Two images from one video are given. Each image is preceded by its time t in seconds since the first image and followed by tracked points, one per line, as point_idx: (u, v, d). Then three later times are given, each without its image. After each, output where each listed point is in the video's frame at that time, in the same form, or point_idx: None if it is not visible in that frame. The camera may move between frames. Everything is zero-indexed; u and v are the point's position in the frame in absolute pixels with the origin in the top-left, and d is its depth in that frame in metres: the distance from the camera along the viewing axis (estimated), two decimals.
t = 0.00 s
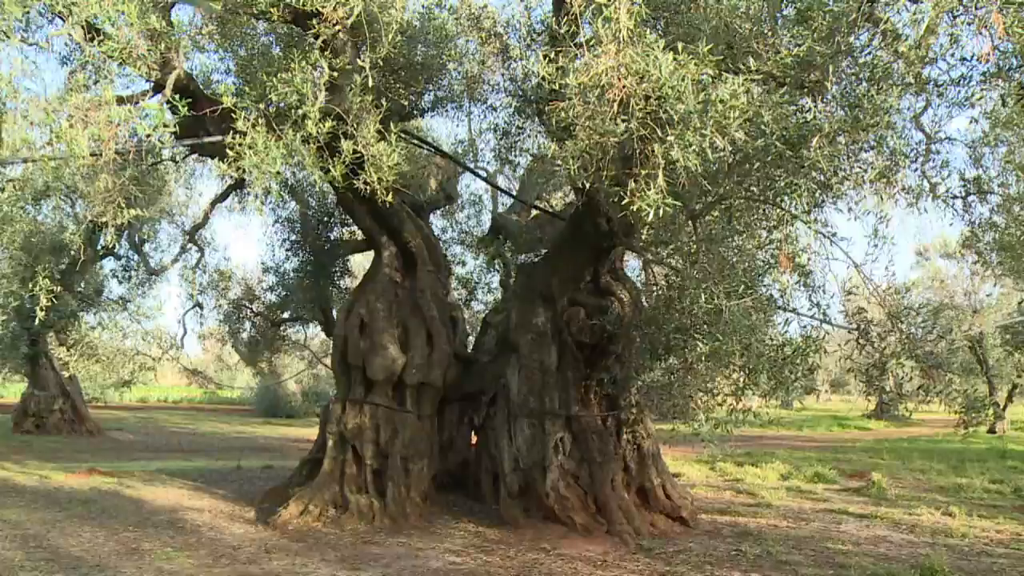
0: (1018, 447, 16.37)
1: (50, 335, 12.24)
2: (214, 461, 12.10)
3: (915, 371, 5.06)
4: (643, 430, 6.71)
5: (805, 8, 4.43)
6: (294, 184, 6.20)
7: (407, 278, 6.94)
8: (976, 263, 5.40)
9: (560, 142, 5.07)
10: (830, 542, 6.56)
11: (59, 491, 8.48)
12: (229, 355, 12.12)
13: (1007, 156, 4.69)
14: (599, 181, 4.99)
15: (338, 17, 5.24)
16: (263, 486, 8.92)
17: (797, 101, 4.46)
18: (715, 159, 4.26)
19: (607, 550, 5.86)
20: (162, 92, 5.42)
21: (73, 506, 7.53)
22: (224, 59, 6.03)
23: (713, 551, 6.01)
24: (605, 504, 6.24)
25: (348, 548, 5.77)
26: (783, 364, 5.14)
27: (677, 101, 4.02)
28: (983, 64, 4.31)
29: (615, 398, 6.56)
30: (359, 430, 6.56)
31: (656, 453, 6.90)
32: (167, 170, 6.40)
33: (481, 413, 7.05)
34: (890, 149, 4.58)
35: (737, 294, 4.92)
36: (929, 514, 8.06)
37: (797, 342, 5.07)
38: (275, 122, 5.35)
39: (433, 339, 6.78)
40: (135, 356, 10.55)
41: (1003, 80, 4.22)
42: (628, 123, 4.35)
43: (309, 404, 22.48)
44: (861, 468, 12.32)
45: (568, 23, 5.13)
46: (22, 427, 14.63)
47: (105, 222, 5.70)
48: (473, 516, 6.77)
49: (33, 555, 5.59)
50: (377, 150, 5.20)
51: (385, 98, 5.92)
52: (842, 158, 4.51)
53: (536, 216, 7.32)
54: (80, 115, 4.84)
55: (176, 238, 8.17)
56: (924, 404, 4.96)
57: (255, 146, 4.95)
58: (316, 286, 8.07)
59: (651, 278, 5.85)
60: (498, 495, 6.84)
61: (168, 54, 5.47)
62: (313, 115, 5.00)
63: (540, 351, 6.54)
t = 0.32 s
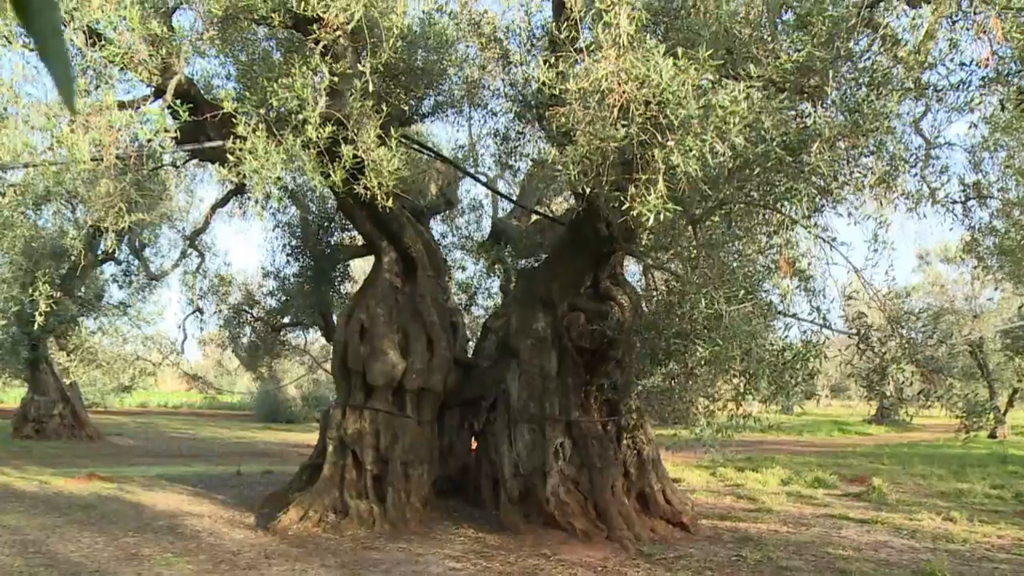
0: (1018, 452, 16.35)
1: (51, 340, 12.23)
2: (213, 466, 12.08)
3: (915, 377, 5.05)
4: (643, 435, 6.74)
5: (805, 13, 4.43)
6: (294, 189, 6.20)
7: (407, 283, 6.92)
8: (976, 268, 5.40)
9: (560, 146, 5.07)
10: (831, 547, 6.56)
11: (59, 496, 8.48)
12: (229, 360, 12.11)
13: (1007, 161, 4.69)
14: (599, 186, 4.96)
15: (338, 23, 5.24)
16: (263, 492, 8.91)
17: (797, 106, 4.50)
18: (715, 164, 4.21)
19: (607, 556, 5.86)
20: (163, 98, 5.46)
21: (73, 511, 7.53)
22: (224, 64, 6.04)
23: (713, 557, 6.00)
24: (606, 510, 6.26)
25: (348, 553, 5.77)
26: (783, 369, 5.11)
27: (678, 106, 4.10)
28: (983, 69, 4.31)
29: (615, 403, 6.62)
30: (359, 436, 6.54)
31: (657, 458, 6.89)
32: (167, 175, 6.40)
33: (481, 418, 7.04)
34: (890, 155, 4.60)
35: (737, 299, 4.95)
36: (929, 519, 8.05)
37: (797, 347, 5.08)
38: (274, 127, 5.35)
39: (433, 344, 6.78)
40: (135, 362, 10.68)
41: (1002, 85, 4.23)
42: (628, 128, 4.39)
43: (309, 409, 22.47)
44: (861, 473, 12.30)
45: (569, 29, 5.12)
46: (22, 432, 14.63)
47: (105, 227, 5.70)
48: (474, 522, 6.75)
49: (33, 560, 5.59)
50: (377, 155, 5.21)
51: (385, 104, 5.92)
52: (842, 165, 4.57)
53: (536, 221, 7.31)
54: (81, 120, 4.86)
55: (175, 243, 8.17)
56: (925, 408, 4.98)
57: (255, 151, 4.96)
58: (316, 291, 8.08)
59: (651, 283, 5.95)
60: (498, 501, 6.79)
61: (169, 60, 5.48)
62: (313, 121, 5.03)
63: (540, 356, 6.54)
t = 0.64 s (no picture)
0: (1019, 470, 16.32)
1: (51, 357, 12.23)
2: (212, 484, 12.04)
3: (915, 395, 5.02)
4: (643, 453, 6.75)
5: (804, 34, 4.44)
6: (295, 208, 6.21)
7: (407, 301, 6.93)
8: (976, 286, 5.40)
9: (560, 165, 5.09)
10: (832, 566, 6.53)
11: (57, 514, 8.45)
12: (228, 377, 12.09)
13: (1004, 179, 4.70)
14: (599, 206, 4.98)
15: (338, 42, 5.29)
16: (262, 510, 8.87)
17: (796, 125, 4.53)
18: (715, 183, 4.26)
19: None
20: (164, 116, 5.44)
21: (72, 530, 7.51)
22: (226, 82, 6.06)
23: None
24: (606, 528, 6.24)
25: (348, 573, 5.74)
26: (783, 388, 5.16)
27: (677, 124, 4.14)
28: (979, 88, 4.35)
29: (615, 422, 6.63)
30: (359, 454, 6.52)
31: (657, 477, 6.89)
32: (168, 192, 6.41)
33: (481, 437, 6.98)
34: (888, 173, 4.63)
35: (737, 317, 4.95)
36: (931, 537, 8.03)
37: (797, 366, 5.07)
38: (275, 146, 5.38)
39: (433, 363, 6.77)
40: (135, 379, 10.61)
41: (999, 104, 4.25)
42: (628, 147, 4.42)
43: (309, 427, 22.41)
44: (861, 491, 12.27)
45: (568, 48, 5.14)
46: (21, 449, 14.60)
47: (106, 245, 5.71)
48: (474, 541, 6.71)
49: None
50: (378, 174, 5.24)
51: (385, 123, 5.92)
52: (841, 181, 4.55)
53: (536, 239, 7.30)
54: (83, 138, 4.89)
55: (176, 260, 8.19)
56: (925, 425, 4.98)
57: (255, 169, 4.98)
58: (316, 309, 8.08)
59: (651, 302, 5.94)
60: (498, 520, 6.76)
61: (171, 78, 5.50)
62: (314, 140, 5.07)
63: (540, 374, 6.55)
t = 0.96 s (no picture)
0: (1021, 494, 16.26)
1: (50, 381, 12.21)
2: (211, 508, 11.99)
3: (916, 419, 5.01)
4: (644, 477, 6.70)
5: (802, 59, 4.51)
6: (294, 232, 6.22)
7: (407, 325, 6.94)
8: (975, 309, 5.41)
9: (560, 191, 5.12)
10: None
11: (54, 539, 8.41)
12: (227, 401, 12.06)
13: (1002, 203, 4.73)
14: (599, 230, 4.99)
15: (340, 67, 5.34)
16: (260, 534, 8.83)
17: (795, 150, 4.54)
18: (715, 207, 4.31)
19: None
20: (166, 140, 5.47)
21: (69, 554, 7.47)
22: (227, 107, 6.09)
23: None
24: (606, 553, 6.22)
25: None
26: (783, 413, 5.18)
27: (676, 150, 4.17)
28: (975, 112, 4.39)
29: (615, 446, 6.63)
30: (358, 478, 6.50)
31: (657, 501, 6.83)
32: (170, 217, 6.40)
33: (481, 461, 6.96)
34: (886, 198, 4.64)
35: (737, 341, 4.98)
36: (933, 562, 7.99)
37: (797, 390, 5.09)
38: (275, 170, 5.40)
39: (433, 387, 6.76)
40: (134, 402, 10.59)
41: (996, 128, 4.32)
42: (627, 172, 4.45)
43: (309, 451, 22.34)
44: (863, 515, 12.21)
45: (568, 73, 5.14)
46: (18, 473, 14.54)
47: (107, 268, 5.72)
48: (473, 567, 6.68)
49: None
50: (377, 198, 5.26)
51: (385, 148, 5.93)
52: (841, 205, 4.59)
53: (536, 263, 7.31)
54: (86, 162, 4.96)
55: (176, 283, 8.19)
56: (925, 450, 4.97)
57: (256, 194, 5.01)
58: (316, 333, 8.08)
59: (651, 326, 5.92)
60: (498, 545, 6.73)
61: (173, 103, 5.53)
62: (314, 165, 5.10)
63: (540, 399, 6.54)
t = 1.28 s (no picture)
0: None
1: (49, 405, 12.19)
2: (209, 534, 11.93)
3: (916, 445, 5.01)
4: (643, 502, 6.75)
5: (799, 85, 4.58)
6: (294, 257, 6.23)
7: (406, 350, 6.92)
8: (974, 333, 5.41)
9: (560, 216, 5.19)
10: None
11: (52, 564, 8.38)
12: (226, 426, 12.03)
13: (1000, 227, 4.74)
14: (599, 256, 5.01)
15: (340, 94, 5.34)
16: (259, 560, 8.79)
17: (793, 176, 4.55)
18: (714, 232, 4.35)
19: None
20: (168, 164, 5.48)
21: None
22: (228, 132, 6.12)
23: None
24: None
25: None
26: (783, 436, 5.17)
27: (676, 175, 4.23)
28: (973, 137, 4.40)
29: (615, 471, 6.65)
30: (357, 504, 6.47)
31: (657, 527, 6.88)
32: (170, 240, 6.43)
33: (480, 487, 6.72)
34: (885, 222, 4.62)
35: (736, 367, 5.00)
36: None
37: (797, 415, 5.11)
38: (275, 195, 5.42)
39: (432, 412, 6.71)
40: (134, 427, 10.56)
41: (993, 152, 4.31)
42: (626, 198, 4.49)
43: (308, 476, 22.24)
44: (865, 540, 12.14)
45: (568, 99, 5.19)
46: (16, 498, 14.47)
47: (107, 292, 5.74)
48: None
49: None
50: (377, 224, 5.32)
51: (385, 173, 5.97)
52: (839, 231, 4.63)
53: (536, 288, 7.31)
54: (87, 187, 5.03)
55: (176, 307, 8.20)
56: (926, 475, 4.96)
57: (256, 219, 5.08)
58: (316, 357, 8.09)
59: (651, 351, 5.93)
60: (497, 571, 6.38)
61: (174, 128, 5.57)
62: (314, 189, 5.12)
63: (540, 424, 6.52)
